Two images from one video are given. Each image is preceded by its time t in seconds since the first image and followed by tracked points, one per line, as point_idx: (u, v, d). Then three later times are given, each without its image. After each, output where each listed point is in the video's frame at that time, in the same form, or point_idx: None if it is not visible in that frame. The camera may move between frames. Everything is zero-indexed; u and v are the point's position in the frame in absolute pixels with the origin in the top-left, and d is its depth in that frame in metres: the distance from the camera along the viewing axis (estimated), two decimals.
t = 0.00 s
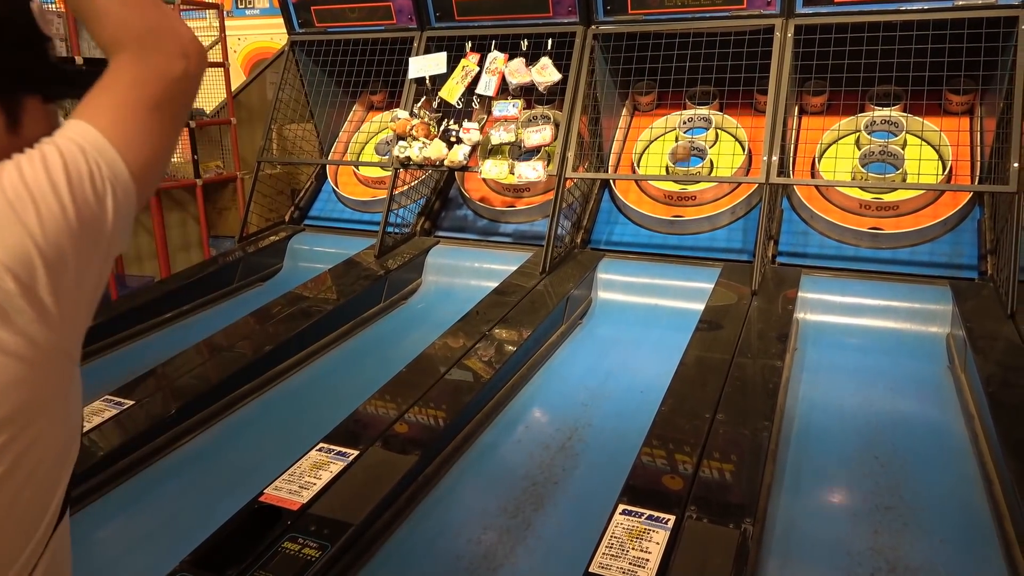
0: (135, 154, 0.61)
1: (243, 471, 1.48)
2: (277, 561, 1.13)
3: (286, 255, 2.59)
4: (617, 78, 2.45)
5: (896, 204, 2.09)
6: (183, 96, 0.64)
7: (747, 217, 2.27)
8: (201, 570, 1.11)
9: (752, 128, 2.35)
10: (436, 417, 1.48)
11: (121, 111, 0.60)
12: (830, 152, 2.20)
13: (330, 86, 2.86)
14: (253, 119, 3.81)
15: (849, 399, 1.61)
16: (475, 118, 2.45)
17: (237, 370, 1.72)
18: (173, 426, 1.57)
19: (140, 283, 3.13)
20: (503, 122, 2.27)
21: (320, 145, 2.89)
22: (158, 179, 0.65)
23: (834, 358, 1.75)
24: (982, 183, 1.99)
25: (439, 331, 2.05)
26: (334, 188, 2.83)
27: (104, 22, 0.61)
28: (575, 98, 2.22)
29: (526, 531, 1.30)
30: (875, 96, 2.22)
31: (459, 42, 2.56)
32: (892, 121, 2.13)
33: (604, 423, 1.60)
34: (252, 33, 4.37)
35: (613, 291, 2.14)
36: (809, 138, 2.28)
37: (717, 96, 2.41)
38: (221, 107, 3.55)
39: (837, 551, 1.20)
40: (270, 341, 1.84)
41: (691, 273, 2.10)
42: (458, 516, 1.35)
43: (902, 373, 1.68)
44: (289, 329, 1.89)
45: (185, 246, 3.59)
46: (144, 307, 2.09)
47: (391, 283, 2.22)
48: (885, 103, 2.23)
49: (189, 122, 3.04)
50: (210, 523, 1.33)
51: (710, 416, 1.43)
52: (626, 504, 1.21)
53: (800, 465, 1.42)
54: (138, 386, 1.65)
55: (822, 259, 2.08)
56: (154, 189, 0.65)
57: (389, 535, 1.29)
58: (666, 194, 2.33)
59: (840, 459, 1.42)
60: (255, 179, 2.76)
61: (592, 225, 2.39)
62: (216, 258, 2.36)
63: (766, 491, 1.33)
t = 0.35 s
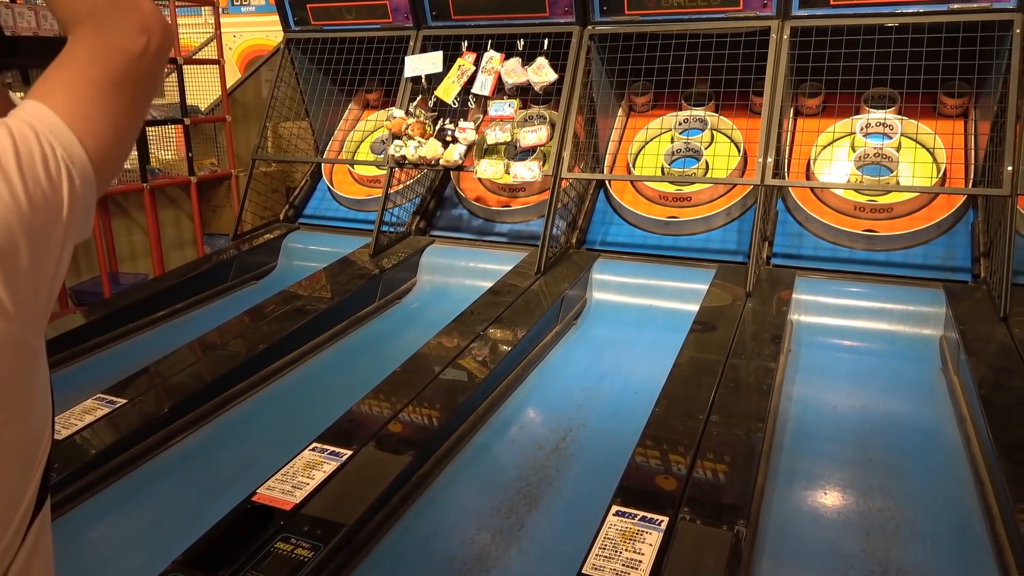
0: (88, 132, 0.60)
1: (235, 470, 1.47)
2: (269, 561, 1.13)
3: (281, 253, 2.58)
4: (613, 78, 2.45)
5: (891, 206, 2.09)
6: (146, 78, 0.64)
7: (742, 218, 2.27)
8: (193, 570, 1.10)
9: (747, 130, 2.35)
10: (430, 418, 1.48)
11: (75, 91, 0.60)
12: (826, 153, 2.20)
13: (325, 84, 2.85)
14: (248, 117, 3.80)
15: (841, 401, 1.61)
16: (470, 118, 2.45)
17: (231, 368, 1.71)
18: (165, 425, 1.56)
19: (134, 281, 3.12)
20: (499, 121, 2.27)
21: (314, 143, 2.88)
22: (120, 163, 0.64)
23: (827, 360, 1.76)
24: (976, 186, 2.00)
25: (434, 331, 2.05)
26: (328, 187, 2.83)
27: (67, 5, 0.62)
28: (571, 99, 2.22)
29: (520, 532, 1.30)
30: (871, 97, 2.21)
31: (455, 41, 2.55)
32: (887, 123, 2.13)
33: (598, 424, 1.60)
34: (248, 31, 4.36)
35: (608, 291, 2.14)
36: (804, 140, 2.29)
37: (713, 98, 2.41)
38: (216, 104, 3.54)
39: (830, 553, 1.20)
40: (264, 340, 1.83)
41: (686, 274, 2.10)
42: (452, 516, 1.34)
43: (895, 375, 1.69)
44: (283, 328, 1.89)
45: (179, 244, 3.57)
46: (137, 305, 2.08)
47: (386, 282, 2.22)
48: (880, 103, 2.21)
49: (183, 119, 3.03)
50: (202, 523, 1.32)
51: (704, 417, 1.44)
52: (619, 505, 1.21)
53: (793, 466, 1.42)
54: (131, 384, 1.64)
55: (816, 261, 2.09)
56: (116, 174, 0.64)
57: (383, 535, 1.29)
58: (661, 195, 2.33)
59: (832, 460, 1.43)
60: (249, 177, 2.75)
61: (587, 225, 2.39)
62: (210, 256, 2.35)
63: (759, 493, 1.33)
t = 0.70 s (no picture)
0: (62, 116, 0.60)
1: (231, 471, 1.47)
2: (264, 562, 1.13)
3: (276, 253, 2.57)
4: (608, 78, 2.46)
5: (884, 205, 2.10)
6: (128, 74, 0.64)
7: (737, 218, 2.27)
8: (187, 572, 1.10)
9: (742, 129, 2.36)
10: (425, 418, 1.48)
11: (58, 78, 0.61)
12: (820, 153, 2.22)
13: (320, 84, 2.85)
14: (242, 117, 3.79)
15: (835, 400, 1.61)
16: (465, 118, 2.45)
17: (226, 368, 1.70)
18: (160, 426, 1.56)
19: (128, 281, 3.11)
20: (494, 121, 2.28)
21: (309, 143, 2.88)
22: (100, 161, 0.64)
23: (821, 359, 1.76)
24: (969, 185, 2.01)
25: (429, 331, 2.05)
26: (323, 187, 2.82)
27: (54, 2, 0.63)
28: (566, 99, 2.23)
29: (515, 532, 1.30)
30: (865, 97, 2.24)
31: (450, 41, 2.56)
32: (881, 123, 2.15)
33: (593, 423, 1.60)
34: (243, 30, 4.35)
35: (603, 291, 2.14)
36: (799, 139, 2.29)
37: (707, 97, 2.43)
38: (210, 104, 3.53)
39: (824, 551, 1.21)
40: (259, 340, 1.82)
41: (681, 274, 2.11)
42: (448, 516, 1.34)
43: (889, 374, 1.69)
44: (279, 328, 1.88)
45: (174, 244, 3.56)
46: (133, 305, 2.07)
47: (381, 282, 2.22)
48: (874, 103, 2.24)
49: (178, 118, 3.03)
50: (198, 524, 1.32)
51: (699, 416, 1.44)
52: (614, 505, 1.21)
53: (788, 465, 1.42)
54: (126, 385, 1.64)
55: (811, 260, 2.09)
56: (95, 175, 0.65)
57: (378, 536, 1.29)
58: (656, 194, 2.33)
59: (827, 459, 1.43)
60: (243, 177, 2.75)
61: (582, 225, 2.39)
62: (205, 256, 2.34)
63: (754, 492, 1.33)
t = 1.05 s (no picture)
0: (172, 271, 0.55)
1: (231, 473, 1.47)
2: (265, 565, 1.13)
3: (275, 256, 2.58)
4: (606, 81, 2.47)
5: (883, 207, 2.10)
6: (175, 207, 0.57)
7: (735, 220, 2.28)
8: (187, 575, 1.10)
9: (740, 132, 2.36)
10: (425, 421, 1.48)
11: (172, 209, 0.57)
12: (818, 155, 2.23)
13: (320, 87, 2.85)
14: (241, 119, 3.79)
15: (834, 402, 1.62)
16: (465, 120, 2.45)
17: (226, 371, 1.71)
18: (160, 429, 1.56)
19: (128, 284, 3.11)
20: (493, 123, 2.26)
21: (309, 145, 2.88)
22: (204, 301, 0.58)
23: (820, 361, 1.77)
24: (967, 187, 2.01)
25: (429, 333, 2.05)
26: (323, 189, 2.82)
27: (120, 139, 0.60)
28: (565, 101, 2.23)
29: (514, 534, 1.30)
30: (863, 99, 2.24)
31: (449, 44, 2.56)
32: (878, 126, 2.15)
33: (593, 425, 1.61)
34: (242, 33, 4.36)
35: (602, 293, 2.15)
36: (797, 141, 2.30)
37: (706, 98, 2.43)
38: (210, 106, 3.53)
39: (823, 553, 1.21)
40: (259, 342, 1.83)
41: (680, 276, 2.11)
42: (448, 519, 1.35)
43: (887, 376, 1.70)
44: (279, 331, 1.89)
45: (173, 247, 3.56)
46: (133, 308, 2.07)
47: (381, 284, 2.22)
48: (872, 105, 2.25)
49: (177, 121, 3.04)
50: (198, 527, 1.32)
51: (698, 418, 1.44)
52: (614, 507, 1.21)
53: (787, 466, 1.42)
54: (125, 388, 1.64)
55: (810, 262, 2.10)
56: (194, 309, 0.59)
57: (378, 539, 1.29)
58: (655, 196, 2.34)
59: (826, 461, 1.43)
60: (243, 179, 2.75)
61: (581, 227, 2.39)
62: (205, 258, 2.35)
63: (754, 494, 1.33)
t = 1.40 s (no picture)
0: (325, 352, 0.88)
1: (234, 479, 1.47)
2: (269, 569, 1.13)
3: (276, 261, 2.58)
4: (604, 81, 2.48)
5: (883, 204, 2.10)
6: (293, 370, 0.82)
7: (735, 218, 2.28)
8: None
9: (739, 130, 2.37)
10: (428, 423, 1.48)
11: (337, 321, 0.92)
12: (817, 153, 2.22)
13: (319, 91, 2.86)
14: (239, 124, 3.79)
15: (836, 399, 1.62)
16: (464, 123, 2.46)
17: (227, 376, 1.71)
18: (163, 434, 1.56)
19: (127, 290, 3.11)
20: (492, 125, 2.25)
21: (308, 149, 2.88)
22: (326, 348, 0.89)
23: (822, 359, 1.76)
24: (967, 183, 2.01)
25: (431, 335, 2.05)
26: (322, 193, 2.82)
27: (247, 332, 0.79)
28: (564, 102, 2.22)
29: (519, 535, 1.31)
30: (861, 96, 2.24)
31: (447, 46, 2.56)
32: (877, 122, 2.17)
33: (595, 425, 1.61)
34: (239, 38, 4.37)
35: (603, 294, 2.15)
36: (796, 139, 2.30)
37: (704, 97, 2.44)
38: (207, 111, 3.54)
39: (827, 550, 1.21)
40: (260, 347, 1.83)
41: (681, 275, 2.11)
42: (452, 521, 1.35)
43: (889, 372, 1.69)
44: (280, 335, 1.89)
45: (172, 252, 3.56)
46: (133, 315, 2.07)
47: (382, 287, 2.22)
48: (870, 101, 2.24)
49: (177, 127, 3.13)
50: (201, 533, 1.32)
51: (701, 417, 1.44)
52: (618, 507, 1.21)
53: (790, 464, 1.43)
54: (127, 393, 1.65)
55: (810, 260, 2.10)
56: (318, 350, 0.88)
57: (382, 542, 1.29)
58: (654, 196, 2.34)
59: (829, 458, 1.43)
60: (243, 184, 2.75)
61: (581, 227, 2.40)
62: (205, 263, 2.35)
63: (757, 492, 1.33)
